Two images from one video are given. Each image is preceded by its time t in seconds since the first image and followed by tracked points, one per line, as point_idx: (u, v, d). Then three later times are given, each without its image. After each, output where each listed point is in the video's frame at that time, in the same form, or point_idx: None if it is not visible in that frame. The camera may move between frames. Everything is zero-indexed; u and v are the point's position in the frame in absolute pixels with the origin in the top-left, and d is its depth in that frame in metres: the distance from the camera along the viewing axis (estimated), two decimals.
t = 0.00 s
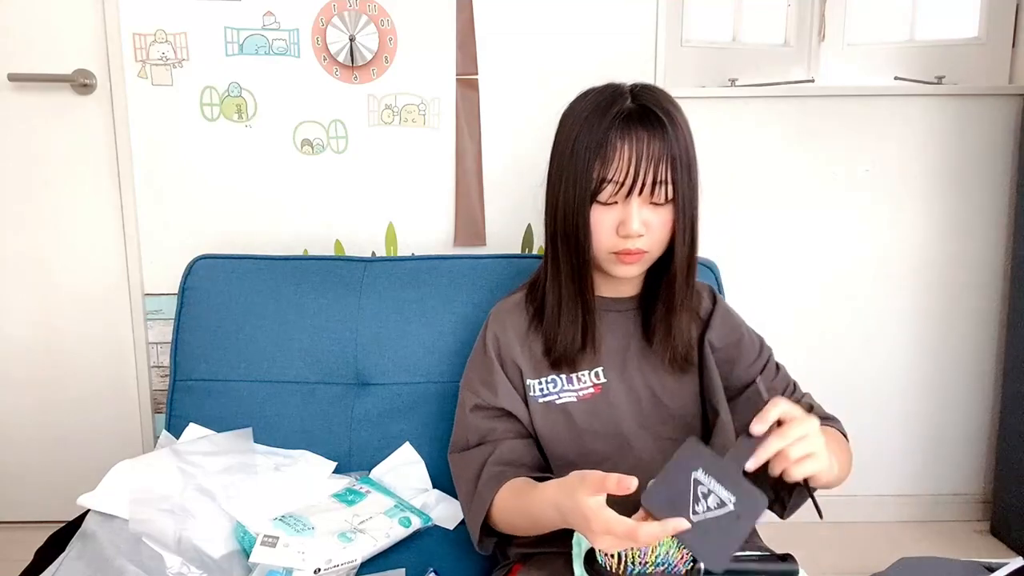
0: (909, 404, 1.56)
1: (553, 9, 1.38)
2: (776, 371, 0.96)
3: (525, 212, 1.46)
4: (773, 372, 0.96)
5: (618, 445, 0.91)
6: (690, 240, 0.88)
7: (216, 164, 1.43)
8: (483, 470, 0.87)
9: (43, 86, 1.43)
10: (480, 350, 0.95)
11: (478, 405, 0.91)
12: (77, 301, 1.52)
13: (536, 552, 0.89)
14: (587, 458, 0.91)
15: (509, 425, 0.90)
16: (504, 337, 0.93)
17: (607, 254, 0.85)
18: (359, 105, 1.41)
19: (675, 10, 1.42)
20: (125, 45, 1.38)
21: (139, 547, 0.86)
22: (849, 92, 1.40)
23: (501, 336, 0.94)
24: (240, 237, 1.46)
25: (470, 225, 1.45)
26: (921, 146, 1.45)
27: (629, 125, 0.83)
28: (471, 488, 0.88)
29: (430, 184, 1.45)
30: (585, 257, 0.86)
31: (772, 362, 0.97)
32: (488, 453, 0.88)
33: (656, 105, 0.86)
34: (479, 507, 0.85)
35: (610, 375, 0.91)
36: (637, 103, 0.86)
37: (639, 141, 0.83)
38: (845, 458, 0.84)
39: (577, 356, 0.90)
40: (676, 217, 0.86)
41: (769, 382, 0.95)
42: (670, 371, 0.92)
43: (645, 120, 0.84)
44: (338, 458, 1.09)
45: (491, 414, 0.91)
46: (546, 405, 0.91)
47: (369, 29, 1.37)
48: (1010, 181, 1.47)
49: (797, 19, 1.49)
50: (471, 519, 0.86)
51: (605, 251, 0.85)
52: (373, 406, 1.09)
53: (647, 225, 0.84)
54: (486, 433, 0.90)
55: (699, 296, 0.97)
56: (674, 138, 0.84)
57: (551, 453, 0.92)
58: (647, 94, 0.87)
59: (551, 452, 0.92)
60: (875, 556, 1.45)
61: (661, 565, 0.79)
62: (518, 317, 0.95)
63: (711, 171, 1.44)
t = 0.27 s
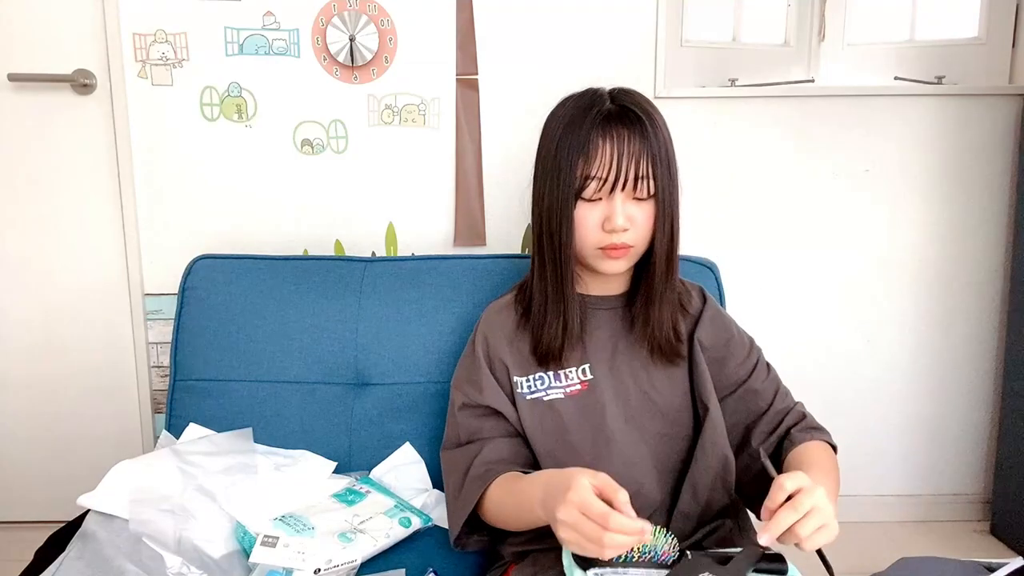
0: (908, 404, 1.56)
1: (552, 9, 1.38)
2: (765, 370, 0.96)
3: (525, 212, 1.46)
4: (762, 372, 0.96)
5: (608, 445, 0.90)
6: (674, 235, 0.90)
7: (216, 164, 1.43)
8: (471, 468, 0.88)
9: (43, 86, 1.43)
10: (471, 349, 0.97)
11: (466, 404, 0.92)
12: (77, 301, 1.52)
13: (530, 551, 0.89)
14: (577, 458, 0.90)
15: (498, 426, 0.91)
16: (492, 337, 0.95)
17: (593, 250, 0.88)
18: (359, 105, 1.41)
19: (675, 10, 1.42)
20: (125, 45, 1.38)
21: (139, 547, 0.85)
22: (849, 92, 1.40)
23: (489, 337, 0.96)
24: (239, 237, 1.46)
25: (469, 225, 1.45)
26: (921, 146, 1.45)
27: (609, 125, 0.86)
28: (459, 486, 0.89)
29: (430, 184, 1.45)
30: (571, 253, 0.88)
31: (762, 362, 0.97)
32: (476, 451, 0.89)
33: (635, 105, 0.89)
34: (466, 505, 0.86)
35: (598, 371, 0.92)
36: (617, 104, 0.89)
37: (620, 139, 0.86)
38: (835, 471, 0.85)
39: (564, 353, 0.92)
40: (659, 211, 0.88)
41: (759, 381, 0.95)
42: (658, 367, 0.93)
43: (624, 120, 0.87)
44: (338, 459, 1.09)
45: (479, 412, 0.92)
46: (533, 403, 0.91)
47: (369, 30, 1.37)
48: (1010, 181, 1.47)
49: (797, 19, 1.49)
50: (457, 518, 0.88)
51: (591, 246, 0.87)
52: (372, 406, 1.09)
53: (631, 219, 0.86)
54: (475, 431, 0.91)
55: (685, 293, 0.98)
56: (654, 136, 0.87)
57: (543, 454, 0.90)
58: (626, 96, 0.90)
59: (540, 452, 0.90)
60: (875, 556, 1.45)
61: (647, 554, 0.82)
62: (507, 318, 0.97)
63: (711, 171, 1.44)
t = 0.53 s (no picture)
0: (909, 404, 1.56)
1: (552, 9, 1.38)
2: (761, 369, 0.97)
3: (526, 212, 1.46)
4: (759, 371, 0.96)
5: (607, 446, 0.90)
6: (669, 234, 0.91)
7: (216, 164, 1.43)
8: (471, 472, 0.88)
9: (43, 86, 1.43)
10: (469, 351, 0.97)
11: (465, 405, 0.92)
12: (77, 300, 1.52)
13: (528, 556, 0.89)
14: (575, 459, 0.90)
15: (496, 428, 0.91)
16: (491, 337, 0.95)
17: (589, 251, 0.88)
18: (359, 105, 1.41)
19: (675, 10, 1.42)
20: (126, 45, 1.38)
21: (139, 547, 0.85)
22: (849, 92, 1.40)
23: (487, 339, 0.96)
24: (239, 237, 1.46)
25: (469, 225, 1.45)
26: (921, 146, 1.45)
27: (603, 126, 0.87)
28: (460, 491, 0.89)
29: (430, 184, 1.45)
30: (568, 254, 0.88)
31: (758, 362, 0.97)
32: (476, 455, 0.89)
33: (628, 106, 0.89)
34: (467, 512, 0.86)
35: (595, 372, 0.92)
36: (611, 105, 0.89)
37: (614, 140, 0.87)
38: (816, 469, 0.87)
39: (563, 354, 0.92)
40: (654, 212, 0.89)
41: (756, 381, 0.95)
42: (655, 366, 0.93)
43: (618, 120, 0.88)
44: (337, 459, 1.09)
45: (478, 414, 0.92)
46: (532, 403, 0.91)
47: (369, 30, 1.37)
48: (1010, 181, 1.47)
49: (797, 19, 1.49)
50: (459, 524, 0.87)
51: (587, 247, 0.88)
52: (373, 406, 1.09)
53: (626, 220, 0.87)
54: (475, 433, 0.91)
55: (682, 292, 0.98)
56: (648, 136, 0.88)
57: (542, 456, 0.90)
58: (620, 97, 0.90)
59: (540, 454, 0.90)
60: (875, 556, 1.45)
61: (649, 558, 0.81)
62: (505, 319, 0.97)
63: (711, 172, 1.44)
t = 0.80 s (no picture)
0: (909, 404, 1.55)
1: (552, 9, 1.38)
2: (762, 365, 0.97)
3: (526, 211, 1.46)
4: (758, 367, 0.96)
5: (609, 442, 0.90)
6: (670, 230, 0.91)
7: (217, 164, 1.43)
8: (478, 470, 0.87)
9: (43, 86, 1.43)
10: (471, 349, 0.97)
11: (469, 403, 0.92)
12: (77, 300, 1.52)
13: (530, 556, 0.89)
14: (577, 454, 0.90)
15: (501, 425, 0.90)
16: (494, 334, 0.95)
17: (591, 247, 0.88)
18: (359, 105, 1.41)
19: (675, 10, 1.42)
20: (125, 45, 1.38)
21: (139, 547, 0.85)
22: (849, 92, 1.40)
23: (490, 338, 0.96)
24: (239, 237, 1.46)
25: (469, 225, 1.45)
26: (921, 146, 1.45)
27: (603, 123, 0.87)
28: (467, 489, 0.88)
29: (430, 184, 1.45)
30: (569, 251, 0.88)
31: (758, 357, 0.97)
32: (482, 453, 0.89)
33: (628, 103, 0.89)
34: (474, 511, 0.85)
35: (596, 366, 0.92)
36: (610, 102, 0.89)
37: (615, 137, 0.86)
38: (818, 463, 0.87)
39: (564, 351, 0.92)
40: (655, 208, 0.89)
41: (756, 377, 0.95)
42: (656, 362, 0.93)
43: (617, 117, 0.88)
44: (337, 459, 1.09)
45: (481, 411, 0.91)
46: (535, 400, 0.91)
47: (369, 30, 1.37)
48: (1010, 182, 1.47)
49: (797, 19, 1.49)
50: (467, 524, 0.86)
51: (589, 244, 0.87)
52: (373, 406, 1.09)
53: (628, 216, 0.87)
54: (479, 431, 0.90)
55: (682, 289, 0.98)
56: (648, 133, 0.88)
57: (545, 453, 0.90)
58: (618, 93, 0.90)
59: (543, 450, 0.90)
60: (876, 556, 1.45)
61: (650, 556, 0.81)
62: (508, 317, 0.97)
63: (711, 172, 1.44)
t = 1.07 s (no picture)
0: (909, 404, 1.56)
1: (552, 9, 1.38)
2: (768, 371, 0.96)
3: (526, 212, 1.46)
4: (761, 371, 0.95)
5: (610, 446, 0.91)
6: (676, 237, 0.91)
7: (217, 164, 1.43)
8: (478, 471, 0.88)
9: (43, 86, 1.43)
10: (474, 351, 0.98)
11: (471, 406, 0.93)
12: (77, 300, 1.52)
13: (529, 556, 0.89)
14: (579, 458, 0.91)
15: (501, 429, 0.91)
16: (497, 337, 0.96)
17: (596, 253, 0.88)
18: (359, 105, 1.41)
19: (675, 10, 1.42)
20: (125, 45, 1.38)
21: (139, 547, 0.85)
22: (849, 91, 1.40)
23: (493, 342, 0.96)
24: (239, 237, 1.46)
25: (469, 225, 1.45)
26: (921, 146, 1.45)
27: (610, 129, 0.87)
28: (466, 489, 0.89)
29: (430, 184, 1.45)
30: (574, 256, 0.88)
31: (763, 362, 0.96)
32: (482, 455, 0.89)
33: (634, 109, 0.89)
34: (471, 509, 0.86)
35: (599, 371, 0.93)
36: (617, 107, 0.89)
37: (621, 143, 0.87)
38: (826, 477, 0.86)
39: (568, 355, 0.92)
40: (661, 214, 0.89)
41: (760, 382, 0.94)
42: (659, 367, 0.94)
43: (624, 123, 0.88)
44: (337, 459, 1.09)
45: (481, 414, 0.92)
46: (536, 403, 0.92)
47: (369, 30, 1.37)
48: (1010, 182, 1.47)
49: (797, 19, 1.49)
50: (464, 521, 0.87)
51: (594, 249, 0.88)
52: (373, 407, 1.09)
53: (633, 222, 0.87)
54: (480, 433, 0.91)
55: (688, 294, 0.98)
56: (654, 139, 0.88)
57: (548, 457, 0.91)
58: (625, 99, 0.91)
59: (544, 453, 0.91)
60: (875, 556, 1.45)
61: (649, 555, 0.81)
62: (511, 320, 0.98)
63: (711, 172, 1.44)
